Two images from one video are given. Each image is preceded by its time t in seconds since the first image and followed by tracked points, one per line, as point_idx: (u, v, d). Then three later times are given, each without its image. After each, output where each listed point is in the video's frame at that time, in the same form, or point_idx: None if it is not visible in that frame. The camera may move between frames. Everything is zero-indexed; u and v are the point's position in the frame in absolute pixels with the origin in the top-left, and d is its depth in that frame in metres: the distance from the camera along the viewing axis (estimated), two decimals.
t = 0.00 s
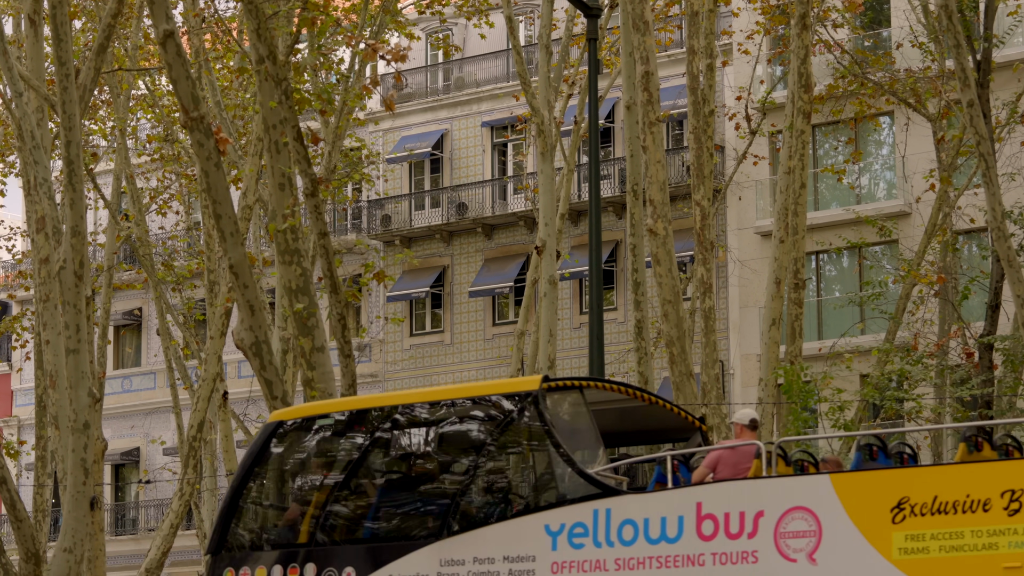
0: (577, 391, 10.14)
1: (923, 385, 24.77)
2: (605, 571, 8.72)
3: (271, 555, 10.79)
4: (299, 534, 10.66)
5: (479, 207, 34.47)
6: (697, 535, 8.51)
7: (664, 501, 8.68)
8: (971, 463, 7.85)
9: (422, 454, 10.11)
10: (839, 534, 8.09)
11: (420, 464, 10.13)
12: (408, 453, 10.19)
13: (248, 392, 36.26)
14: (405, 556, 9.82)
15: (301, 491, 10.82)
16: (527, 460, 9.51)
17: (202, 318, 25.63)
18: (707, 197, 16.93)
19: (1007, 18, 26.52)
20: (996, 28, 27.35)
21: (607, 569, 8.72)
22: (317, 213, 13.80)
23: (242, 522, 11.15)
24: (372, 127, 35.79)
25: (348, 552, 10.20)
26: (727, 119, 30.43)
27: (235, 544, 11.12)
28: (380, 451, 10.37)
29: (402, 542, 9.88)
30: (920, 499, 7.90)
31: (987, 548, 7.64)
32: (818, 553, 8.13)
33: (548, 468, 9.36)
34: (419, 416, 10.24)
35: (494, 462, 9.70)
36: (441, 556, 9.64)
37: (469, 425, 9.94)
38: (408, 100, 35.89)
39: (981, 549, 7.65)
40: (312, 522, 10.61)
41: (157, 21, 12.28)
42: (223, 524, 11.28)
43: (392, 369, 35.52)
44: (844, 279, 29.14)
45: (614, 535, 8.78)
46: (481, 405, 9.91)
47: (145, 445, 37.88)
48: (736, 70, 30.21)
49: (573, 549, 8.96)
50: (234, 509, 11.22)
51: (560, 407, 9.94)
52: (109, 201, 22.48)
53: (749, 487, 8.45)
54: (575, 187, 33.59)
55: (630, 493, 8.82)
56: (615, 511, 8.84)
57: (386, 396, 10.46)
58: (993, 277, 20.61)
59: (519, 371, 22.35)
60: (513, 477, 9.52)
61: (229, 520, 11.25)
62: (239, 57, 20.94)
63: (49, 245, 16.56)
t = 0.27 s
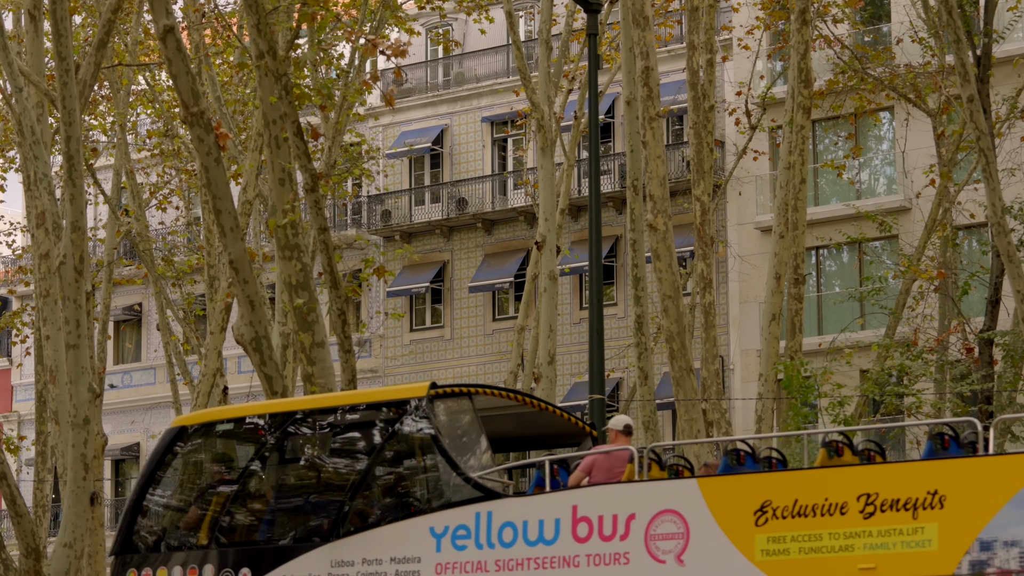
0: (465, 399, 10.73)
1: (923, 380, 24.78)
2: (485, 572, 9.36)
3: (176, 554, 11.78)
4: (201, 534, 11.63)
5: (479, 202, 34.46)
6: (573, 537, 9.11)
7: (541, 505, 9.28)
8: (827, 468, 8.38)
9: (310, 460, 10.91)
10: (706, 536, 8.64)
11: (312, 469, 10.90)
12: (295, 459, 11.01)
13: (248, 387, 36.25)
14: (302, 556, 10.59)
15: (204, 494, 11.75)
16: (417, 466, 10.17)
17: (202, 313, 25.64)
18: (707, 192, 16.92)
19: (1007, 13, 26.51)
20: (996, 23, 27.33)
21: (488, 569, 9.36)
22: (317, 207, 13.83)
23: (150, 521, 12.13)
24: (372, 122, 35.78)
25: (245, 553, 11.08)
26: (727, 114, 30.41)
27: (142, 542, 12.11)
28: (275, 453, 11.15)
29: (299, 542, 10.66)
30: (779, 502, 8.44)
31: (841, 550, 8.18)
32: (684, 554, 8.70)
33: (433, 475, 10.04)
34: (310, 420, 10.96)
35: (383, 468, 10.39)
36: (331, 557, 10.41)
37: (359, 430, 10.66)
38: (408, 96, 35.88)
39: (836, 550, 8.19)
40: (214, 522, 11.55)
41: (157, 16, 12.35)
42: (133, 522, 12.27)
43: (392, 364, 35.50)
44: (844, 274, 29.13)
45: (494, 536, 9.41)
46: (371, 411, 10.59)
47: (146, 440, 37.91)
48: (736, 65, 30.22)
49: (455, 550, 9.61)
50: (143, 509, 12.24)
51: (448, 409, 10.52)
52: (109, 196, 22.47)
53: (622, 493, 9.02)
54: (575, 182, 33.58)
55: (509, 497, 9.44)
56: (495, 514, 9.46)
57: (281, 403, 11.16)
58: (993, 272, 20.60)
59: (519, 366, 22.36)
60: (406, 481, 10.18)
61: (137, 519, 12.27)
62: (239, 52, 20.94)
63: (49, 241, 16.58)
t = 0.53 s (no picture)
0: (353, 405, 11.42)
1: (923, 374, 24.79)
2: (365, 572, 10.03)
3: (72, 556, 12.22)
4: (98, 538, 12.10)
5: (478, 197, 34.46)
6: (449, 538, 9.77)
7: (418, 507, 9.94)
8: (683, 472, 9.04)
9: (204, 464, 11.51)
10: (572, 536, 9.32)
11: (207, 472, 11.48)
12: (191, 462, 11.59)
13: (248, 382, 36.24)
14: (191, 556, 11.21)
15: (103, 499, 12.24)
16: (302, 468, 10.84)
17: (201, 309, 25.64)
18: (708, 186, 16.91)
19: (1007, 8, 26.51)
20: (996, 17, 27.33)
21: (368, 569, 10.03)
22: (317, 202, 13.85)
23: (48, 527, 12.54)
24: (372, 117, 35.77)
25: (140, 555, 11.59)
26: (727, 109, 30.41)
27: (41, 547, 12.51)
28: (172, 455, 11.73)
29: (193, 543, 11.26)
30: (640, 505, 9.11)
31: (696, 549, 8.85)
32: (551, 554, 9.38)
33: (316, 478, 10.70)
34: (207, 425, 11.54)
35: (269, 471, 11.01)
36: (220, 558, 11.01)
37: (251, 433, 11.27)
38: (408, 91, 35.87)
39: (691, 550, 8.86)
40: (109, 526, 12.05)
41: (156, 11, 12.37)
42: (31, 529, 12.66)
43: (391, 358, 35.48)
44: (844, 269, 29.12)
45: (374, 537, 10.10)
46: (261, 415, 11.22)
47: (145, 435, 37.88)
48: (736, 60, 30.22)
49: (336, 550, 10.26)
50: (41, 514, 12.66)
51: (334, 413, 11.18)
52: (109, 191, 22.46)
53: (497, 495, 9.67)
54: (575, 177, 33.58)
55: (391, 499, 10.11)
56: (374, 516, 10.16)
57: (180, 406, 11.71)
58: (993, 267, 20.60)
59: (519, 361, 22.36)
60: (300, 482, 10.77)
61: (36, 525, 12.66)
62: (239, 47, 20.91)
63: (50, 235, 16.60)
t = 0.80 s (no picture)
0: (257, 408, 12.01)
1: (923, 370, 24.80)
2: (265, 572, 10.60)
3: None
4: (14, 537, 12.56)
5: (479, 192, 34.46)
6: (350, 540, 10.31)
7: (317, 509, 10.50)
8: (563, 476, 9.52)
9: (114, 466, 11.96)
10: (462, 537, 9.82)
11: (117, 474, 11.95)
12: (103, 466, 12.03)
13: (248, 377, 36.25)
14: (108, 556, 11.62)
15: (18, 499, 12.65)
16: (208, 471, 11.37)
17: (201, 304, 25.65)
18: (708, 181, 16.90)
19: (1007, 3, 26.49)
20: (996, 12, 27.32)
21: (268, 569, 10.59)
22: (317, 198, 13.85)
23: None
24: (372, 113, 35.76)
25: (54, 555, 12.07)
26: (727, 104, 30.39)
27: None
28: (80, 457, 12.18)
29: (104, 544, 11.75)
30: (525, 507, 9.60)
31: (577, 550, 9.31)
32: (441, 554, 9.91)
33: (220, 483, 11.21)
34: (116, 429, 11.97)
35: (176, 474, 11.53)
36: (129, 559, 11.54)
37: (159, 437, 11.73)
38: (408, 86, 35.85)
39: (571, 551, 9.32)
40: (24, 527, 12.50)
41: (156, 7, 12.37)
42: None
43: (391, 354, 35.47)
44: (844, 264, 29.12)
45: (274, 538, 10.65)
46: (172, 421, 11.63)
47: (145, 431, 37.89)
48: (736, 55, 30.22)
49: (238, 551, 10.84)
50: None
51: (238, 419, 11.74)
52: (109, 186, 22.47)
53: (392, 498, 10.22)
54: (575, 172, 33.54)
55: (289, 501, 10.69)
56: (274, 518, 10.72)
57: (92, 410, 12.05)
58: (993, 262, 20.60)
59: (519, 356, 22.37)
60: (207, 486, 11.29)
61: None
62: (239, 42, 20.91)
63: (49, 231, 16.61)
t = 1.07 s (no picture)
0: (171, 413, 13.26)
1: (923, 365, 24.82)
2: (173, 571, 11.49)
3: None
4: None
5: (478, 187, 34.46)
6: (258, 539, 11.11)
7: (227, 511, 11.34)
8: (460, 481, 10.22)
9: (35, 468, 13.21)
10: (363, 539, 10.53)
11: (39, 476, 13.15)
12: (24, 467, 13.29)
13: (247, 372, 36.25)
14: (13, 559, 12.81)
15: None
16: (121, 470, 12.53)
17: (201, 299, 25.65)
18: (707, 176, 16.90)
19: None
20: (996, 7, 27.31)
21: (176, 569, 11.48)
22: (317, 193, 13.84)
23: None
24: (372, 108, 35.75)
25: None
26: (727, 99, 30.39)
27: None
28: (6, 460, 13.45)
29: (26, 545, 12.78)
30: (418, 511, 10.40)
31: (467, 552, 10.01)
32: (339, 556, 10.72)
33: (131, 484, 12.31)
34: (38, 432, 13.32)
35: (92, 472, 12.73)
36: (44, 558, 12.60)
37: (80, 438, 13.01)
38: (408, 81, 35.84)
39: (461, 553, 10.04)
40: None
41: (156, 2, 12.38)
42: None
43: (392, 349, 35.45)
44: (844, 259, 29.13)
45: (182, 540, 11.55)
46: (85, 425, 12.99)
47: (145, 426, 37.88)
48: (736, 50, 30.22)
49: (148, 552, 11.76)
50: None
51: (153, 425, 13.01)
52: (109, 182, 22.46)
53: (298, 501, 11.04)
54: (575, 167, 33.53)
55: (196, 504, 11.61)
56: (182, 520, 11.65)
57: (45, 410, 13.29)
58: (993, 257, 20.58)
59: (519, 351, 22.38)
60: (122, 484, 12.41)
61: None
62: (238, 38, 20.90)
63: (50, 226, 16.63)
